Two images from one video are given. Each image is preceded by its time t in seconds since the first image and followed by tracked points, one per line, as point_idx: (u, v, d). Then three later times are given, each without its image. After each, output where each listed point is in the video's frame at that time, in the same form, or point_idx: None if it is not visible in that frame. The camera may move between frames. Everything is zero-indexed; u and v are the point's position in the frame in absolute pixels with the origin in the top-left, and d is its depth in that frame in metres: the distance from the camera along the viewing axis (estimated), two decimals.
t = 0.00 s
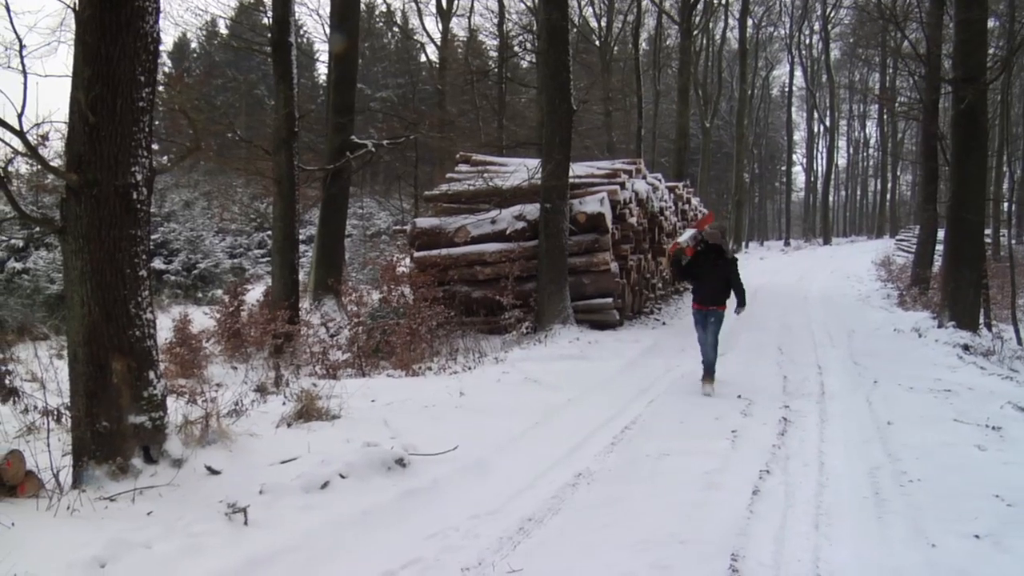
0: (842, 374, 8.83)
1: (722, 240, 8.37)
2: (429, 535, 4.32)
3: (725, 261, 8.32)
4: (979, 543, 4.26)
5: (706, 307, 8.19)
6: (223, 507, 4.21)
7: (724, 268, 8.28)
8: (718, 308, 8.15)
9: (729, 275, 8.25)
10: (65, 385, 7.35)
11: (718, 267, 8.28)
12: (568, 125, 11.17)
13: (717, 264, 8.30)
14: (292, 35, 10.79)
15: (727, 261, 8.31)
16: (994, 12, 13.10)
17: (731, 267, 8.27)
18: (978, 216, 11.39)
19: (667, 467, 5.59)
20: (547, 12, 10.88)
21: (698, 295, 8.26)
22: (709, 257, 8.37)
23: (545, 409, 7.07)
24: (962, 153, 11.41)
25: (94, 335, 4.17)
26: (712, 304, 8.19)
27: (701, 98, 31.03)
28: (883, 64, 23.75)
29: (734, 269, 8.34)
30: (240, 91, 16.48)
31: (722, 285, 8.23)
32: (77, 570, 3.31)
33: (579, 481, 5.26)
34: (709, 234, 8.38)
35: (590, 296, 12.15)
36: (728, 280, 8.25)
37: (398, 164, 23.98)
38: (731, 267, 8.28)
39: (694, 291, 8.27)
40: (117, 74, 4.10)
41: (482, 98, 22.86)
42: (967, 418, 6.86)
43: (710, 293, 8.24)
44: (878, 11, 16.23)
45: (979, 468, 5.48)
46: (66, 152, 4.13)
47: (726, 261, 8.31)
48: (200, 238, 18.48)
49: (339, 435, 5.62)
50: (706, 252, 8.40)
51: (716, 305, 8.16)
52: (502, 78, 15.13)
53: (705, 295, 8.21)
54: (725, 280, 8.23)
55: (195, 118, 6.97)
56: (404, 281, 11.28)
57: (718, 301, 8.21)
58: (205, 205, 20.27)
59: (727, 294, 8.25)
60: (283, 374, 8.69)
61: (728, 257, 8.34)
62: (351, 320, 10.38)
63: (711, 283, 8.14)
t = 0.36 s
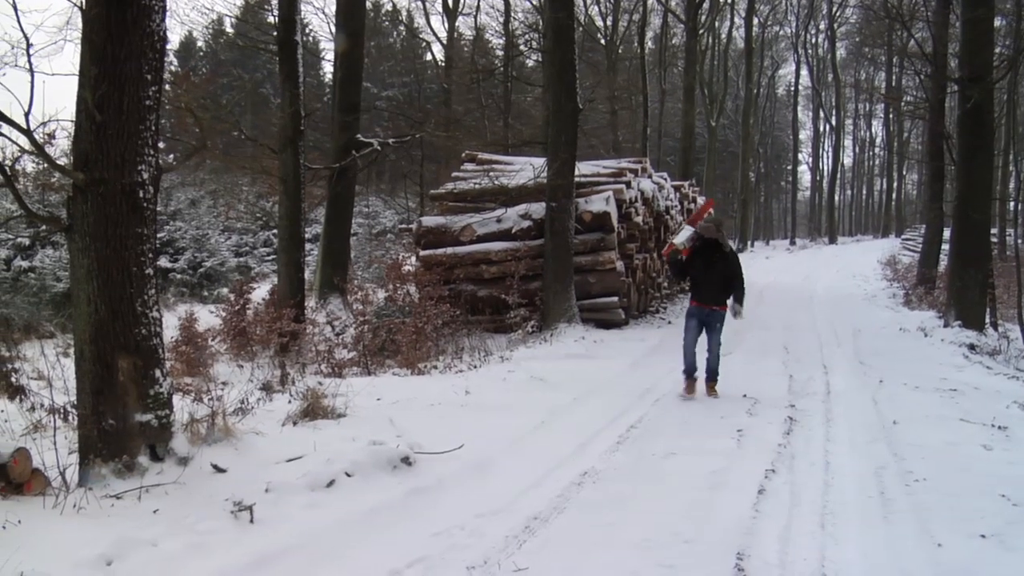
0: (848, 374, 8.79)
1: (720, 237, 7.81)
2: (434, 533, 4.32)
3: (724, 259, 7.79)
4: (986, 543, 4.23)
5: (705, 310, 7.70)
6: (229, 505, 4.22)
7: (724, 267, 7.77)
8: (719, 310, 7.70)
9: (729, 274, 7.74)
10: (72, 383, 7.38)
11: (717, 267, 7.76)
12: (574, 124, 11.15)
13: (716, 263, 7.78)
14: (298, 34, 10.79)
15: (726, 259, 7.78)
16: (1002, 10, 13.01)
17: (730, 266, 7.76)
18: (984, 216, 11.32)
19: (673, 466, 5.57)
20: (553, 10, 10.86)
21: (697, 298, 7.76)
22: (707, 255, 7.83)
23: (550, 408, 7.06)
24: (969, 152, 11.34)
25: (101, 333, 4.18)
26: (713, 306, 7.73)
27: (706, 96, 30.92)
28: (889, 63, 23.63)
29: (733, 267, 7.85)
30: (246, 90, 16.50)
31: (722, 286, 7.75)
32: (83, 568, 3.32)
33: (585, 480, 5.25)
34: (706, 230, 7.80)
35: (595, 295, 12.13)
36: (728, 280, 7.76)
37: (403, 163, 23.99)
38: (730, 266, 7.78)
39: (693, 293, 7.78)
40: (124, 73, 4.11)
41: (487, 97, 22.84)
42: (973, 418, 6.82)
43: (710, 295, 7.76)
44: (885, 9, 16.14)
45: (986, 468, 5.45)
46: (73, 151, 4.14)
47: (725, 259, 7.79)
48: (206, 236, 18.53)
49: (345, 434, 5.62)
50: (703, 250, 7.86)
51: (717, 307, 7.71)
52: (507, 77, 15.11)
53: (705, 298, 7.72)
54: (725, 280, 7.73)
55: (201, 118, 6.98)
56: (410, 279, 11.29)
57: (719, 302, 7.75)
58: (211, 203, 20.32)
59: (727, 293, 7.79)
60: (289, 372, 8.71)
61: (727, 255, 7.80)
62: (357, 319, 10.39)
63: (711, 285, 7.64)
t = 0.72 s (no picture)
0: (853, 372, 8.76)
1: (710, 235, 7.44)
2: (439, 532, 4.32)
3: (714, 259, 7.41)
4: (992, 542, 4.21)
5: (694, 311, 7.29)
6: (234, 505, 4.22)
7: (714, 267, 7.38)
8: (708, 312, 7.29)
9: (719, 275, 7.36)
10: (77, 383, 7.40)
11: (706, 266, 7.37)
12: (577, 123, 11.14)
13: (705, 262, 7.39)
14: (301, 35, 10.79)
15: (716, 258, 7.40)
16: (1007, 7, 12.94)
17: (721, 265, 7.38)
18: (988, 214, 11.28)
19: (677, 465, 5.55)
20: (556, 9, 10.85)
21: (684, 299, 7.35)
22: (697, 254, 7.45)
23: (554, 407, 7.05)
24: (973, 151, 11.29)
25: (106, 334, 4.19)
26: (701, 307, 7.31)
27: (711, 95, 30.83)
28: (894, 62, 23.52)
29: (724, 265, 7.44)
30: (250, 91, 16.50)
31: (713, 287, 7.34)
32: (88, 568, 3.33)
33: (589, 478, 5.24)
34: (695, 227, 7.43)
35: (600, 294, 12.11)
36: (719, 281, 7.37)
37: (407, 163, 23.99)
38: (721, 266, 7.38)
39: (681, 294, 7.37)
40: (129, 74, 4.12)
41: (491, 97, 22.82)
42: (978, 416, 6.79)
43: (699, 296, 7.35)
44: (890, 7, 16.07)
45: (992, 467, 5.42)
46: (77, 151, 4.14)
47: (715, 258, 7.41)
48: (211, 237, 18.57)
49: (349, 433, 5.61)
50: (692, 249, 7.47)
51: (707, 309, 7.28)
52: (511, 76, 15.09)
53: (692, 299, 7.31)
54: (715, 280, 7.34)
55: (205, 119, 6.98)
56: (414, 279, 11.30)
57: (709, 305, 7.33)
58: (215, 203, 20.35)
59: (717, 294, 7.38)
60: (294, 372, 8.72)
61: (717, 254, 7.43)
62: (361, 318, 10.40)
63: (699, 285, 7.23)
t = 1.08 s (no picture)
0: (856, 371, 8.73)
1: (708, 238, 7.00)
2: (443, 531, 4.32)
3: (709, 263, 6.98)
4: (995, 540, 4.20)
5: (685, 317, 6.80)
6: (239, 505, 4.23)
7: (709, 272, 6.93)
8: (699, 319, 6.81)
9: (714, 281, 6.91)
10: (82, 383, 7.42)
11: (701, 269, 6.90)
12: (580, 123, 11.13)
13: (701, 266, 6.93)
14: (304, 35, 10.80)
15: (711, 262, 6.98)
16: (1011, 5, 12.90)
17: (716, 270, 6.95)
18: (992, 213, 11.24)
19: (682, 464, 5.55)
20: (559, 9, 10.83)
21: (675, 302, 6.84)
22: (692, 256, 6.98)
23: (558, 406, 7.03)
24: (976, 149, 11.25)
25: (110, 334, 4.20)
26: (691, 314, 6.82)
27: (714, 95, 30.77)
28: (897, 60, 23.44)
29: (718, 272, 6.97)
30: (254, 91, 16.52)
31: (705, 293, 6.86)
32: (94, 567, 3.34)
33: (593, 478, 5.24)
34: (693, 227, 6.99)
35: (603, 294, 12.10)
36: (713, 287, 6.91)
37: (410, 163, 23.97)
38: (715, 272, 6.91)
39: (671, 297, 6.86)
40: (132, 75, 4.13)
41: (494, 96, 22.75)
42: (981, 415, 6.77)
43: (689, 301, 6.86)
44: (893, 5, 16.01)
45: (996, 465, 5.40)
46: (81, 153, 4.15)
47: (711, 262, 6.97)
48: (215, 237, 18.60)
49: (352, 433, 5.61)
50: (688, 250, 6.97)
51: (696, 317, 6.80)
52: (514, 75, 15.07)
53: (683, 304, 6.81)
54: (709, 286, 6.88)
55: (209, 119, 6.99)
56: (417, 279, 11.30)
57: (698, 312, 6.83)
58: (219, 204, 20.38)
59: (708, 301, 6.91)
60: (298, 372, 8.73)
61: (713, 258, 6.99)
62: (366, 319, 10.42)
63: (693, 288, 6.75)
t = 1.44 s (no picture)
0: (867, 369, 8.67)
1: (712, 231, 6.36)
2: (453, 530, 4.32)
3: (716, 260, 6.34)
4: (1008, 539, 4.16)
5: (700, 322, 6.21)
6: (249, 503, 4.24)
7: (716, 270, 6.29)
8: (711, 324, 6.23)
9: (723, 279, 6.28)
10: (93, 382, 7.45)
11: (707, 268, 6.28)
12: (590, 122, 11.10)
13: (706, 263, 6.31)
14: (313, 34, 10.82)
15: (718, 258, 6.34)
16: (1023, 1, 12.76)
17: (724, 267, 6.30)
18: (1004, 210, 11.13)
19: (692, 462, 5.51)
20: (568, 7, 10.81)
21: (680, 307, 6.24)
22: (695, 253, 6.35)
23: (568, 405, 7.01)
24: (987, 146, 11.14)
25: (121, 333, 4.22)
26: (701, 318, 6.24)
27: (723, 93, 30.63)
28: (908, 58, 23.25)
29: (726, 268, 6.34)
30: (264, 90, 16.55)
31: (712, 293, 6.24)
32: (105, 566, 3.35)
33: (603, 477, 5.22)
34: (694, 221, 6.34)
35: (613, 292, 12.07)
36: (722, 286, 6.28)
37: (419, 162, 23.97)
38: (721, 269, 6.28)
39: (676, 301, 6.26)
40: (143, 75, 4.15)
41: (502, 95, 22.71)
42: (993, 413, 6.71)
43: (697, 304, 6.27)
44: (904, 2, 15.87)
45: (1008, 463, 5.35)
46: (92, 152, 4.17)
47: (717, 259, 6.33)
48: (225, 236, 18.68)
49: (363, 432, 5.61)
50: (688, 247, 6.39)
51: (707, 320, 6.23)
52: (523, 74, 15.04)
53: (690, 308, 6.21)
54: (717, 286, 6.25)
55: (219, 119, 7.01)
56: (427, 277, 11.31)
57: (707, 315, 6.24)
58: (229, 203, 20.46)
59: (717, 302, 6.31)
60: (308, 370, 8.76)
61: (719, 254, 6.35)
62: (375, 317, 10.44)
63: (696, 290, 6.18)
